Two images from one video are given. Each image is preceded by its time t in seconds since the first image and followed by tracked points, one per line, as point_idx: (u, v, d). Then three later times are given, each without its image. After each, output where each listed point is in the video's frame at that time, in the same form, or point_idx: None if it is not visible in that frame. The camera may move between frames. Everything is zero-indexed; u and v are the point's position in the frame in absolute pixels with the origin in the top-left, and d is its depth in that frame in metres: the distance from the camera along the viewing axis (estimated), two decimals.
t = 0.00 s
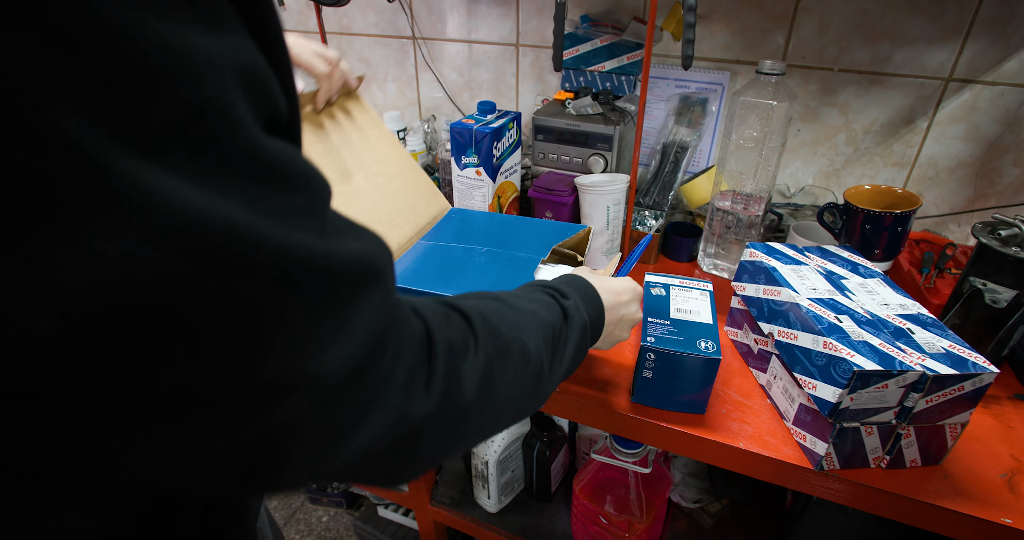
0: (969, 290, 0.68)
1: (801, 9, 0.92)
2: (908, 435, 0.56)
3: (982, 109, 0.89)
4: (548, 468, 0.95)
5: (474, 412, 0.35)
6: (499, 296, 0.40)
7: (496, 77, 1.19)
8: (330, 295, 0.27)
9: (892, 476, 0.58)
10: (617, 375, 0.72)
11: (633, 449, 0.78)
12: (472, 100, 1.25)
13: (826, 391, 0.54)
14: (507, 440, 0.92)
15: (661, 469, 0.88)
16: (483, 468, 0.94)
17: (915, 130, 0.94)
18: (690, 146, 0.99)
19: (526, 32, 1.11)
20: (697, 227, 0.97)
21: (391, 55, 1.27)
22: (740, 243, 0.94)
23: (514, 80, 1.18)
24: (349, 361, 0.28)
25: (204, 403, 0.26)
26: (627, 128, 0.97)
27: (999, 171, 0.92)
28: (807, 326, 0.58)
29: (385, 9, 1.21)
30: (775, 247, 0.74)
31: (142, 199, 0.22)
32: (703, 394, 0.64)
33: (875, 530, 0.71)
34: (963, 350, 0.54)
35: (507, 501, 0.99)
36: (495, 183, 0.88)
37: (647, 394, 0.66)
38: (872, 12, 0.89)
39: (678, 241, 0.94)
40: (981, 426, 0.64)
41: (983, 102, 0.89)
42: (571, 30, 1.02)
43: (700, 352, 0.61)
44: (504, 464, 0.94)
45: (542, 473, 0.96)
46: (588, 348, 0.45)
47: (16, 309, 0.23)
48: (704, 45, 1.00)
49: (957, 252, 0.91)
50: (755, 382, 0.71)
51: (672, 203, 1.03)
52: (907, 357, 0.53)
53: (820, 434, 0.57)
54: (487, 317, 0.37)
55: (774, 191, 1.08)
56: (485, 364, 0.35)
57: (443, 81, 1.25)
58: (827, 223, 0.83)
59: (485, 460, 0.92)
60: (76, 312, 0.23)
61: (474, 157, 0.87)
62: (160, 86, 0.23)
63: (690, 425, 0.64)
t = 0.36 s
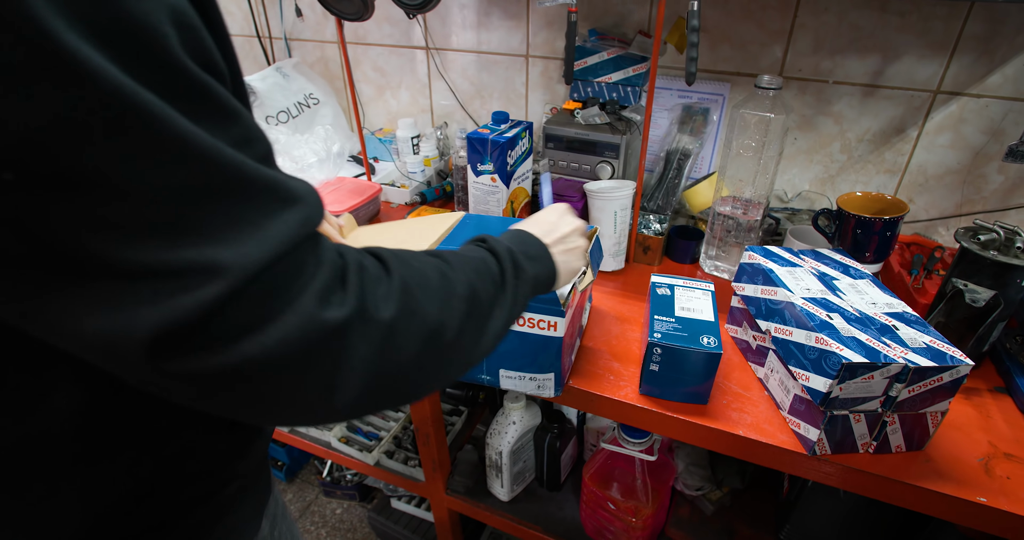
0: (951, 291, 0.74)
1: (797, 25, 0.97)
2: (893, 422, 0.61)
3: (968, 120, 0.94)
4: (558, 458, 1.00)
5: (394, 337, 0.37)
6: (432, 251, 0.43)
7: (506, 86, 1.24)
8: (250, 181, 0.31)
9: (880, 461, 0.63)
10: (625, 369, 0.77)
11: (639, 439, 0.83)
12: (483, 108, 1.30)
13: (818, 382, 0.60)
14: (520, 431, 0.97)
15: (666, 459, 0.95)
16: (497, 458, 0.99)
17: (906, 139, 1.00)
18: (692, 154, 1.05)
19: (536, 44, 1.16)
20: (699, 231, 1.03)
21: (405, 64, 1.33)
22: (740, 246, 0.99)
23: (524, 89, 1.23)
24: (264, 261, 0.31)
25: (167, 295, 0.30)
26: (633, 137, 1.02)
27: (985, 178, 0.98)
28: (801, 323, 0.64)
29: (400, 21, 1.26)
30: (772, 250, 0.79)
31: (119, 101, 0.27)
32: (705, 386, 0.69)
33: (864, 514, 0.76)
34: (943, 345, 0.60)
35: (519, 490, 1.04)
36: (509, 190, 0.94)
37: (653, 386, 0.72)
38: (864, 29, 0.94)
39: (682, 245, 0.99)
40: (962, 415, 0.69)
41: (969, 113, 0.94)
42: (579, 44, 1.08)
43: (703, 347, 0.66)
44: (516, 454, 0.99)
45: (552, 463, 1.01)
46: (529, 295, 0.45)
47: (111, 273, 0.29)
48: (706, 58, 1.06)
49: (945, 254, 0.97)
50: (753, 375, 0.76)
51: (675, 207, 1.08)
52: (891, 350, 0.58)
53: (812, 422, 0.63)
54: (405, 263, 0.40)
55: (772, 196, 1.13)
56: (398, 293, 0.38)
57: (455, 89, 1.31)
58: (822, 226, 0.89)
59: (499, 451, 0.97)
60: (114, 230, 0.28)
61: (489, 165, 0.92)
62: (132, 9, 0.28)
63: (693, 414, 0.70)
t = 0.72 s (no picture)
0: (932, 287, 0.82)
1: (792, 43, 1.05)
2: (878, 403, 0.69)
3: (951, 131, 1.02)
4: (572, 443, 1.08)
5: (313, 326, 0.44)
6: (398, 247, 0.49)
7: (520, 96, 1.32)
8: (196, 188, 0.37)
9: (867, 438, 0.71)
10: (638, 358, 0.85)
11: (649, 422, 0.91)
12: (498, 117, 1.38)
13: (811, 367, 0.68)
14: (538, 418, 1.05)
15: (673, 442, 1.01)
16: (516, 444, 1.06)
17: (894, 148, 1.08)
18: (696, 161, 1.13)
19: (549, 58, 1.24)
20: (703, 233, 1.10)
21: (424, 75, 1.40)
22: (741, 246, 1.07)
23: (537, 100, 1.30)
24: (199, 250, 0.38)
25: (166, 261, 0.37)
26: (642, 145, 1.10)
27: (967, 184, 1.06)
28: (796, 316, 0.72)
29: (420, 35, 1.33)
30: (770, 250, 0.87)
31: (109, 117, 0.34)
32: (711, 373, 0.77)
33: (853, 488, 0.84)
34: (920, 334, 0.68)
35: (536, 474, 1.12)
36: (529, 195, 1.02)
37: (663, 373, 0.79)
38: (855, 48, 1.02)
39: (687, 246, 1.07)
40: (940, 398, 0.78)
41: (951, 124, 1.02)
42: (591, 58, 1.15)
43: (709, 337, 0.74)
44: (535, 440, 1.07)
45: (567, 448, 1.09)
46: (475, 289, 0.51)
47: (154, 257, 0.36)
48: (709, 72, 1.14)
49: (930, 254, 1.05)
50: (754, 363, 0.84)
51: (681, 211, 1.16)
52: (875, 339, 0.66)
53: (806, 403, 0.71)
54: (351, 258, 0.46)
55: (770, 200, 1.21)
56: (321, 288, 0.44)
57: (471, 99, 1.38)
58: (817, 228, 0.97)
59: (518, 437, 1.04)
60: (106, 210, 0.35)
61: (510, 172, 1.00)
62: (132, 45, 0.35)
63: (700, 398, 0.78)
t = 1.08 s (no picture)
0: (928, 284, 0.87)
1: (795, 52, 1.10)
2: (877, 392, 0.74)
3: (945, 136, 1.07)
4: (585, 435, 1.12)
5: (357, 327, 0.47)
6: (417, 246, 0.51)
7: (531, 102, 1.37)
8: (237, 210, 0.39)
9: (868, 425, 0.76)
10: (651, 352, 0.90)
11: (660, 414, 0.96)
12: (510, 122, 1.42)
13: (816, 358, 0.72)
14: (553, 411, 1.09)
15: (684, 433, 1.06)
16: (531, 436, 1.11)
17: (891, 151, 1.13)
18: (702, 164, 1.18)
19: (560, 65, 1.28)
20: (709, 233, 1.16)
21: (438, 82, 1.45)
22: (746, 246, 1.12)
23: (548, 105, 1.35)
24: (238, 274, 0.39)
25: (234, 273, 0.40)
26: (651, 150, 1.15)
27: (961, 186, 1.11)
28: (801, 311, 0.77)
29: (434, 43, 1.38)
30: (775, 250, 0.92)
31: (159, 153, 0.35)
32: (720, 366, 0.82)
33: (854, 474, 0.89)
34: (917, 327, 0.73)
35: (549, 465, 1.17)
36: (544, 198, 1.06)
37: (676, 366, 0.84)
38: (855, 57, 1.07)
39: (694, 246, 1.12)
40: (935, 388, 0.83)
41: (946, 130, 1.07)
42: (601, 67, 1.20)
43: (719, 331, 0.79)
44: (549, 432, 1.11)
45: (579, 440, 1.14)
46: (489, 280, 0.56)
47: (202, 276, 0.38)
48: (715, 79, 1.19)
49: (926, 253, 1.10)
50: (760, 356, 0.89)
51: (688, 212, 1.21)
52: (875, 332, 0.71)
53: (810, 392, 0.76)
54: (381, 261, 0.49)
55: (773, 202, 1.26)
56: (363, 291, 0.47)
57: (483, 104, 1.43)
58: (817, 229, 1.02)
59: (534, 429, 1.09)
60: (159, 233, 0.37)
61: (526, 177, 1.04)
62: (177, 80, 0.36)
63: (710, 389, 0.83)
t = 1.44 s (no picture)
0: (954, 289, 0.84)
1: (807, 48, 1.06)
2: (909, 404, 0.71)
3: (961, 134, 1.04)
4: (594, 448, 1.08)
5: (265, 448, 0.38)
6: (366, 338, 0.42)
7: (530, 102, 1.32)
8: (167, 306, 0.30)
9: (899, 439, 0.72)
10: (667, 364, 0.85)
11: (675, 428, 0.92)
12: (508, 122, 1.38)
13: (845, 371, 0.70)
14: (560, 425, 1.04)
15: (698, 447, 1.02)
16: (538, 450, 1.06)
17: (904, 150, 1.09)
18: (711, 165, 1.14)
19: (561, 63, 1.24)
20: (720, 237, 1.12)
21: (433, 81, 1.39)
22: (758, 250, 1.07)
23: (549, 104, 1.30)
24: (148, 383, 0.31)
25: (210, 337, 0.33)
26: (659, 151, 1.10)
27: (976, 186, 1.08)
28: (827, 320, 0.73)
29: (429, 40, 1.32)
30: (795, 255, 0.88)
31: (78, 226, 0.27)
32: (742, 378, 0.78)
33: (880, 489, 0.85)
34: (952, 336, 0.70)
35: (557, 480, 1.12)
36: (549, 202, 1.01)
37: (695, 379, 0.80)
38: (869, 53, 1.03)
39: (705, 250, 1.08)
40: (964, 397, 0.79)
41: (961, 128, 1.04)
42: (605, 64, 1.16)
43: (742, 343, 0.74)
44: (557, 447, 1.06)
45: (588, 454, 1.09)
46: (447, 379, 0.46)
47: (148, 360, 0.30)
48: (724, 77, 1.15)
49: (943, 256, 1.07)
50: (780, 367, 0.85)
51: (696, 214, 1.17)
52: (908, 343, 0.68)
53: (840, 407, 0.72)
54: (317, 361, 0.39)
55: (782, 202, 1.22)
56: (283, 408, 0.37)
57: (481, 104, 1.38)
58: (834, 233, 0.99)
59: (541, 444, 1.04)
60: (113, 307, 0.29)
61: (531, 180, 0.99)
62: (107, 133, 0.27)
63: (731, 404, 0.78)
